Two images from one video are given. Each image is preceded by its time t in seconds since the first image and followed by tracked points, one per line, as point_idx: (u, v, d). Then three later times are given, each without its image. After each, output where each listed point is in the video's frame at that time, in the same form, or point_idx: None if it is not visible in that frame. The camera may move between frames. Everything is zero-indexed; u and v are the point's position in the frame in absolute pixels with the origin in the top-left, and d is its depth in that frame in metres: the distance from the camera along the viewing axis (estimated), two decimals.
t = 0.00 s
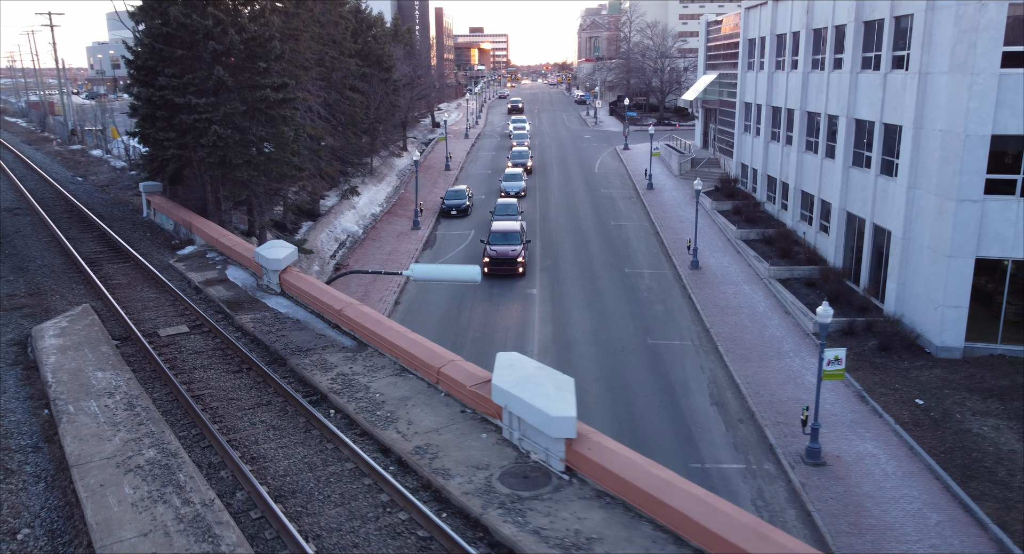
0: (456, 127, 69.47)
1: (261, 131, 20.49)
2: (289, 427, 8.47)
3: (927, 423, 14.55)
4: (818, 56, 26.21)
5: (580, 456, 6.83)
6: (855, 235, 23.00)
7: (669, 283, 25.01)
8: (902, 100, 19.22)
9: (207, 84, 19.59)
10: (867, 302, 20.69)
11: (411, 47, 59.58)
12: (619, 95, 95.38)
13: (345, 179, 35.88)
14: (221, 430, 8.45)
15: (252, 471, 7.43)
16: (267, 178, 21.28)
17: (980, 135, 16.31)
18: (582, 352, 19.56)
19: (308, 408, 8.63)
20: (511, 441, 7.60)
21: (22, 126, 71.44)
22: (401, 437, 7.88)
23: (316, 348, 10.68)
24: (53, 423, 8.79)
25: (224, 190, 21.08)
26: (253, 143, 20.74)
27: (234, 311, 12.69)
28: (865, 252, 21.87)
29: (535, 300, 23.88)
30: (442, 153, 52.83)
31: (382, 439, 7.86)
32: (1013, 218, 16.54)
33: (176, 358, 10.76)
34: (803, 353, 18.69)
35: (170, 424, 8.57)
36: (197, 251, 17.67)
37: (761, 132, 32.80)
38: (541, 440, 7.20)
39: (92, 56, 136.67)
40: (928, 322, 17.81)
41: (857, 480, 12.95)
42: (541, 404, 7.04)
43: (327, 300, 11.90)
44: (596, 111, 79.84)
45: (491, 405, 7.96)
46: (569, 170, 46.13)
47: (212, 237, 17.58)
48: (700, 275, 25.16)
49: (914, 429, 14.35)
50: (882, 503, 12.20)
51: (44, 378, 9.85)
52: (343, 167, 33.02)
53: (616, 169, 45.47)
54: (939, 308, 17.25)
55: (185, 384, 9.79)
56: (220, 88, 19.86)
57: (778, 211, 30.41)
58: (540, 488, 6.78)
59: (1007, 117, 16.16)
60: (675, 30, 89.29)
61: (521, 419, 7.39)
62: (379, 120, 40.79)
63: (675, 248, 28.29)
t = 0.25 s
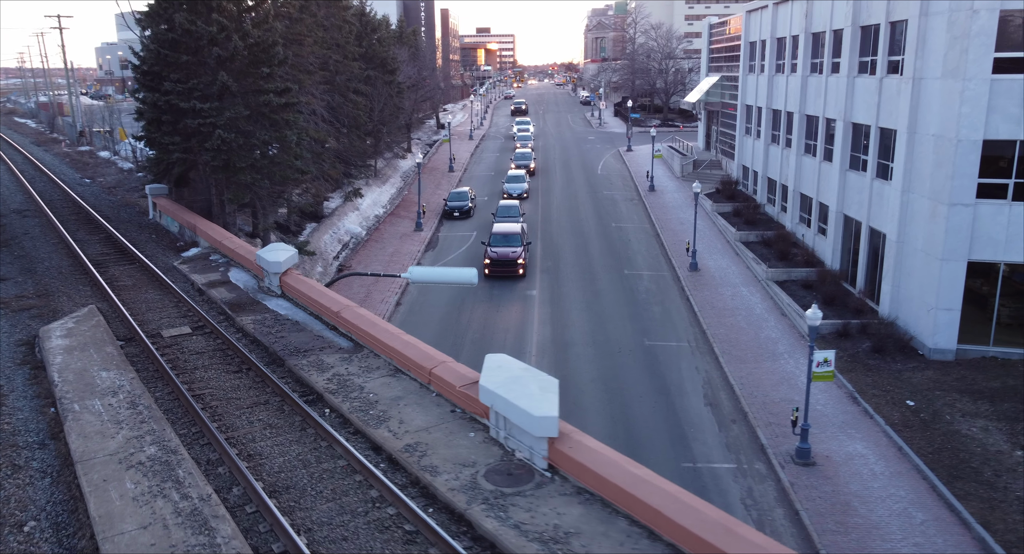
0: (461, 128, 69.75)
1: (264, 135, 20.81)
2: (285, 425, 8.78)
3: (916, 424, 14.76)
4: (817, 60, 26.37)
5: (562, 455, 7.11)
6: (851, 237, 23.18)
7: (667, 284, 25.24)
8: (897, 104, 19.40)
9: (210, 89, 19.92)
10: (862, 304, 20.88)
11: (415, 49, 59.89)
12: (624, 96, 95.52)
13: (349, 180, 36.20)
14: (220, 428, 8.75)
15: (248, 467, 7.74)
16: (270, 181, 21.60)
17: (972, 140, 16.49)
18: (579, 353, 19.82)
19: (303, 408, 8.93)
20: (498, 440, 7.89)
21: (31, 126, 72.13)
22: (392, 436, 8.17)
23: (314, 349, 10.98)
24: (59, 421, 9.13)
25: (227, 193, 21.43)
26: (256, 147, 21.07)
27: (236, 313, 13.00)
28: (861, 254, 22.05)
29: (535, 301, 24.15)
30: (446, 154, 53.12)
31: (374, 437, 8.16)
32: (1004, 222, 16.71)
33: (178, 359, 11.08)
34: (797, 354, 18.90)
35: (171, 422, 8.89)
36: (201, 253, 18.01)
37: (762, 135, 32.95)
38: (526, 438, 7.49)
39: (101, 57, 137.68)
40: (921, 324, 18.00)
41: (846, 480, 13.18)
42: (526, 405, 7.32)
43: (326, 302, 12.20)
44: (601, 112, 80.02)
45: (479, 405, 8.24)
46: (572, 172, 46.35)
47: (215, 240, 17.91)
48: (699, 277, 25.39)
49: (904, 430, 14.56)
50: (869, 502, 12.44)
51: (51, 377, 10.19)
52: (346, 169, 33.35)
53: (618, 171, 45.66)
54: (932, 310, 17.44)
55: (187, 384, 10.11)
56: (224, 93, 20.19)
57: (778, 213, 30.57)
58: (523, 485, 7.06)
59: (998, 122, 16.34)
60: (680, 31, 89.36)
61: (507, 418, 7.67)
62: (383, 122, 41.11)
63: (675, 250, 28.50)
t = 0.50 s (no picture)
0: (466, 130, 70.05)
1: (268, 139, 21.13)
2: (282, 424, 9.09)
3: (907, 426, 14.96)
4: (816, 64, 26.54)
5: (544, 454, 7.39)
6: (849, 240, 23.34)
7: (666, 286, 25.46)
8: (892, 109, 19.60)
9: (214, 94, 20.25)
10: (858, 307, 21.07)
11: (421, 51, 60.23)
12: (629, 98, 95.68)
13: (353, 182, 36.53)
14: (219, 427, 9.07)
15: (244, 464, 8.05)
16: (274, 184, 21.92)
17: (964, 146, 16.69)
18: (577, 354, 20.09)
19: (299, 408, 9.24)
20: (486, 439, 8.17)
21: (40, 127, 72.81)
22: (383, 434, 8.47)
23: (312, 351, 11.29)
24: (65, 419, 9.47)
25: (232, 195, 21.78)
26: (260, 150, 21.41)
27: (237, 315, 13.33)
28: (858, 257, 22.23)
29: (535, 303, 24.41)
30: (450, 155, 53.41)
31: (366, 436, 8.46)
32: (996, 226, 16.91)
33: (181, 359, 11.42)
34: (792, 356, 19.12)
35: (172, 421, 9.21)
36: (205, 255, 18.36)
37: (763, 137, 33.10)
38: (511, 438, 7.77)
39: (110, 58, 138.65)
40: (915, 327, 18.20)
41: (835, 480, 13.41)
42: (510, 405, 7.61)
43: (324, 305, 12.50)
44: (606, 113, 80.18)
45: (468, 406, 8.53)
46: (575, 173, 46.59)
47: (219, 242, 18.25)
48: (698, 279, 25.60)
49: (894, 431, 14.76)
50: (856, 502, 12.67)
51: (57, 377, 10.53)
52: (350, 172, 33.68)
53: (621, 172, 45.85)
54: (925, 313, 17.64)
55: (188, 384, 10.44)
56: (229, 97, 20.53)
57: (778, 216, 30.72)
58: (507, 482, 7.35)
59: (990, 127, 16.54)
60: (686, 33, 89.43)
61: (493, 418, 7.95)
62: (387, 124, 41.42)
63: (675, 252, 28.71)
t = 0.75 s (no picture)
0: (472, 131, 70.40)
1: (273, 143, 21.48)
2: (280, 424, 9.40)
3: (899, 427, 15.17)
4: (816, 68, 26.70)
5: (530, 454, 7.67)
6: (847, 244, 23.51)
7: (666, 288, 25.69)
8: (889, 114, 19.78)
9: (220, 100, 20.62)
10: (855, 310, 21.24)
11: (427, 53, 60.59)
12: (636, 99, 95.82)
13: (358, 184, 36.87)
14: (219, 426, 9.39)
15: (243, 462, 8.37)
16: (278, 188, 22.29)
17: (957, 151, 16.88)
18: (575, 356, 20.35)
19: (297, 408, 9.55)
20: (475, 440, 8.45)
21: (51, 128, 73.68)
22: (377, 434, 8.77)
23: (311, 353, 11.60)
24: (71, 418, 9.81)
25: (237, 199, 22.15)
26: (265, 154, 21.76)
27: (240, 317, 13.67)
28: (856, 260, 22.40)
29: (535, 305, 24.68)
30: (455, 157, 53.73)
31: (360, 436, 8.76)
32: (990, 230, 17.10)
33: (184, 360, 11.76)
34: (788, 358, 19.32)
35: (174, 421, 9.54)
36: (210, 257, 18.73)
37: (764, 140, 33.27)
38: (499, 438, 8.05)
39: (119, 59, 139.84)
40: (910, 330, 18.38)
41: (825, 481, 13.63)
42: (498, 407, 7.90)
43: (324, 308, 12.82)
44: (612, 115, 80.38)
45: (459, 407, 8.82)
46: (579, 175, 46.82)
47: (224, 245, 18.61)
48: (698, 281, 25.80)
49: (886, 433, 14.97)
50: (846, 503, 12.89)
51: (65, 377, 10.89)
52: (355, 174, 34.04)
53: (625, 174, 46.04)
54: (920, 317, 17.82)
55: (190, 384, 10.77)
56: (234, 103, 20.90)
57: (779, 218, 30.87)
58: (494, 481, 7.64)
59: (984, 133, 16.75)
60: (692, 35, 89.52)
61: (482, 419, 8.24)
62: (393, 127, 41.77)
63: (676, 254, 28.91)
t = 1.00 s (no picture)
0: (479, 133, 70.72)
1: (279, 148, 21.82)
2: (279, 424, 9.72)
3: (892, 430, 15.36)
4: (818, 72, 26.84)
5: (517, 454, 7.95)
6: (847, 247, 23.66)
7: (667, 291, 25.90)
8: (886, 119, 19.96)
9: (226, 105, 20.98)
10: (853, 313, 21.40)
11: (434, 55, 60.92)
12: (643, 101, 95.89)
13: (364, 187, 37.23)
14: (220, 426, 9.71)
15: (242, 461, 8.69)
16: (284, 191, 22.64)
17: (952, 157, 17.07)
18: (575, 358, 20.61)
19: (295, 409, 9.87)
20: (466, 440, 8.74)
21: (64, 129, 74.57)
22: (372, 434, 9.08)
23: (311, 355, 11.92)
24: (79, 417, 10.16)
25: (243, 202, 22.52)
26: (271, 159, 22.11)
27: (243, 319, 14.01)
28: (855, 264, 22.56)
29: (537, 307, 24.95)
30: (462, 159, 54.03)
31: (356, 436, 9.07)
32: (985, 235, 17.30)
33: (188, 362, 12.10)
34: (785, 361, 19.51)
35: (177, 420, 9.87)
36: (216, 260, 19.10)
37: (767, 143, 33.40)
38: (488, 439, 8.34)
39: (131, 60, 141.11)
40: (906, 334, 18.57)
41: (816, 482, 13.85)
42: (487, 408, 8.19)
43: (325, 311, 13.13)
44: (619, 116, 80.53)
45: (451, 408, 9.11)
46: (584, 177, 47.03)
47: (230, 247, 18.96)
48: (699, 284, 26.00)
49: (879, 436, 15.17)
50: (836, 504, 13.11)
51: (73, 378, 11.25)
52: (360, 176, 34.39)
53: (630, 176, 46.22)
54: (916, 320, 18.01)
55: (194, 385, 11.11)
56: (240, 108, 21.26)
57: (781, 221, 31.02)
58: (483, 480, 7.93)
59: (978, 139, 16.93)
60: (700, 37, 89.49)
61: (472, 420, 8.53)
62: (399, 129, 42.11)
63: (678, 257, 29.10)
